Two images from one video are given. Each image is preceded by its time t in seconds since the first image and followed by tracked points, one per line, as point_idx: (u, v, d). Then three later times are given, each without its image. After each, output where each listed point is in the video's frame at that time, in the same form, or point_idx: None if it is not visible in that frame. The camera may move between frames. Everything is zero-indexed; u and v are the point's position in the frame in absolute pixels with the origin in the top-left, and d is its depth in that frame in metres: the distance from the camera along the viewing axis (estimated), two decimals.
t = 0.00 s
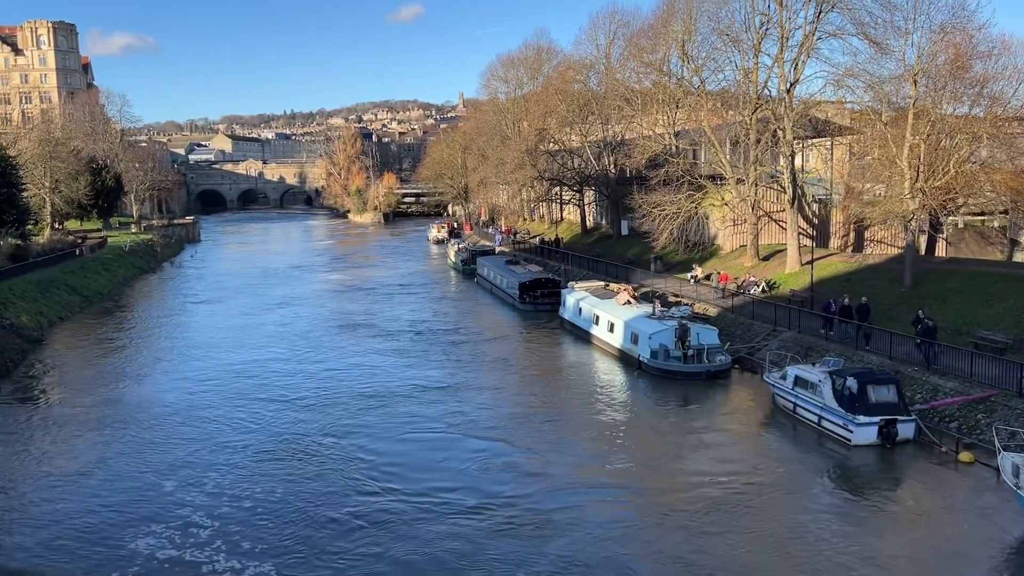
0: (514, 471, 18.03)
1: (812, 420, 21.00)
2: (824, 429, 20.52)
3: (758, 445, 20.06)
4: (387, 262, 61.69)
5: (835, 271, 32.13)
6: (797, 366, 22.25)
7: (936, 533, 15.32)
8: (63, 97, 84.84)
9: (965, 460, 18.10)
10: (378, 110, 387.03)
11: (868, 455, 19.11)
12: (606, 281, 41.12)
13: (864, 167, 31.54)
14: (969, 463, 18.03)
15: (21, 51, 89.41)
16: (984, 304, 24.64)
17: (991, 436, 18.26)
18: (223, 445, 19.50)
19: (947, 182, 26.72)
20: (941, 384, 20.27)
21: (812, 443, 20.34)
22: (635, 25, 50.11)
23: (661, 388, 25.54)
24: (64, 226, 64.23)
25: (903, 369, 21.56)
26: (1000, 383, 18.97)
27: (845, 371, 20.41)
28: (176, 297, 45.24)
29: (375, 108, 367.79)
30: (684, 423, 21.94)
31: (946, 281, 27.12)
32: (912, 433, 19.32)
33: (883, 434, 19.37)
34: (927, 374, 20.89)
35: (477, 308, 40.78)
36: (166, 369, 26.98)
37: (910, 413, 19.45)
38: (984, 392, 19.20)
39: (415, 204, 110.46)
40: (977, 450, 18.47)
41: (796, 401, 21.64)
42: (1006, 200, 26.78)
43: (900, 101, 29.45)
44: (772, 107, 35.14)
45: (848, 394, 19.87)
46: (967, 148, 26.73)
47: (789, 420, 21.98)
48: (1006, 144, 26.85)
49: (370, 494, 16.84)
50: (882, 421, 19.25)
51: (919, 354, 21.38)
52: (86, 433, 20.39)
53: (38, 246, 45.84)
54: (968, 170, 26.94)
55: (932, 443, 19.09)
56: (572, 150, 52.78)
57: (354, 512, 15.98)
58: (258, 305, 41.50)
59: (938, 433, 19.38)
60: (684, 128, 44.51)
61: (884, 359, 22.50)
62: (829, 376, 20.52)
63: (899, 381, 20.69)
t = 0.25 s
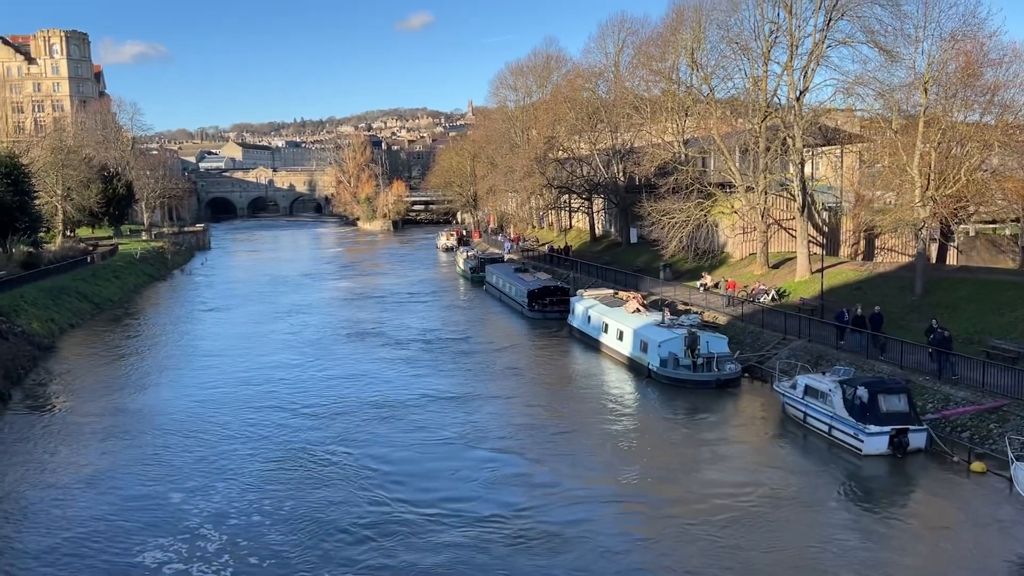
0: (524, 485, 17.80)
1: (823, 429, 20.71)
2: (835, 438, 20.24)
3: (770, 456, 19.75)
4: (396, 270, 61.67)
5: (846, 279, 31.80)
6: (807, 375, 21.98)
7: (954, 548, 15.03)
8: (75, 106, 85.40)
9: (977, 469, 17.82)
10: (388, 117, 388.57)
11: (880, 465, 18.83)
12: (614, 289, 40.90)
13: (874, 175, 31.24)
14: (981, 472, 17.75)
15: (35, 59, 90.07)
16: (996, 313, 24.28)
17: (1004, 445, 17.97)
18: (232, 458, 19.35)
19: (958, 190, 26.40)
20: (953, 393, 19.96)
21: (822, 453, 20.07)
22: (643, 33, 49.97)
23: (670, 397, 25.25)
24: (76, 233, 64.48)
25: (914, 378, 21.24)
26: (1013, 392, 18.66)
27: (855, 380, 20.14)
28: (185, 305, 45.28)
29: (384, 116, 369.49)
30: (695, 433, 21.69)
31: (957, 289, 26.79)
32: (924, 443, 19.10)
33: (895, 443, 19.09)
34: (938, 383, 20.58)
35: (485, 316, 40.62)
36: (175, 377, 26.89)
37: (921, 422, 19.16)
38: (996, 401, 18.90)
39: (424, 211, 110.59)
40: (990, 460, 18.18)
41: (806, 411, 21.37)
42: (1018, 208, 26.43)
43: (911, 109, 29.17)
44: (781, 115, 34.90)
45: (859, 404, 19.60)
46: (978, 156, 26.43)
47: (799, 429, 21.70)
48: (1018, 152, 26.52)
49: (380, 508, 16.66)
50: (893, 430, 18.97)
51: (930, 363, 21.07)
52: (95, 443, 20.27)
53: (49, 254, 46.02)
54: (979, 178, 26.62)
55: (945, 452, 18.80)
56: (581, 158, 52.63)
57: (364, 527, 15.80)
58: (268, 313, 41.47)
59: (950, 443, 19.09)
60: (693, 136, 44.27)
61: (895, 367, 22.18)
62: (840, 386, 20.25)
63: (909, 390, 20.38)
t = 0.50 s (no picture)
0: (534, 496, 17.57)
1: (834, 438, 20.37)
2: (846, 447, 19.92)
3: (782, 466, 19.44)
4: (406, 277, 61.60)
5: (857, 286, 31.42)
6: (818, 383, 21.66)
7: (971, 562, 14.68)
8: (88, 114, 86.02)
9: (990, 479, 17.51)
10: (398, 125, 390.08)
11: (891, 474, 18.52)
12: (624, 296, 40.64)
13: (885, 182, 30.90)
14: (994, 482, 17.43)
15: (49, 68, 90.80)
16: (1009, 321, 23.85)
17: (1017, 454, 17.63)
18: (239, 466, 19.21)
19: (970, 198, 26.02)
20: (966, 402, 19.61)
21: (833, 462, 19.75)
22: (653, 39, 49.79)
23: (681, 405, 24.94)
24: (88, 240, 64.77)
25: (927, 386, 20.87)
26: None
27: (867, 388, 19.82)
28: (196, 311, 45.32)
29: (395, 123, 371.05)
30: (707, 442, 21.38)
31: (970, 297, 26.37)
32: (937, 451, 18.72)
33: (906, 452, 18.76)
34: (950, 391, 20.22)
35: (495, 323, 40.43)
36: (184, 385, 26.80)
37: (934, 431, 18.82)
38: (1010, 410, 18.56)
39: (434, 218, 110.68)
40: (1003, 469, 17.84)
41: (817, 419, 21.05)
42: None
43: (922, 116, 28.85)
44: (792, 122, 34.62)
45: (870, 412, 19.28)
46: (989, 163, 26.08)
47: (811, 438, 21.37)
48: None
49: (389, 519, 16.48)
50: (905, 439, 18.64)
51: (942, 371, 20.71)
52: (105, 451, 20.19)
53: (62, 260, 46.21)
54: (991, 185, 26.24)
55: (957, 461, 18.48)
56: (590, 165, 52.47)
57: (373, 538, 15.62)
58: (278, 320, 41.43)
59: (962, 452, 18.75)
60: (703, 143, 44.01)
61: (907, 376, 21.82)
62: (851, 394, 19.94)
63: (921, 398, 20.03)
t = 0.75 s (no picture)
0: (549, 509, 17.32)
1: (849, 448, 20.01)
2: (862, 458, 19.55)
3: (799, 479, 19.07)
4: (418, 286, 61.51)
5: (872, 295, 30.97)
6: (833, 393, 21.30)
7: None
8: (104, 124, 86.75)
9: (1009, 490, 17.14)
10: (411, 133, 391.90)
11: (908, 486, 18.16)
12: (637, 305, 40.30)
13: (900, 190, 30.51)
14: (1014, 493, 17.06)
15: (66, 78, 91.74)
16: None
17: None
18: (251, 478, 19.05)
19: (987, 206, 25.59)
20: (983, 412, 19.22)
21: (849, 473, 19.38)
22: (666, 48, 49.61)
23: (696, 415, 24.58)
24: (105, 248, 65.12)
25: (944, 396, 20.45)
26: None
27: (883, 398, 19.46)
28: (209, 320, 45.37)
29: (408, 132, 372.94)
30: (723, 453, 21.01)
31: (987, 307, 25.90)
32: (954, 463, 18.28)
33: (923, 463, 18.40)
34: (968, 402, 19.80)
35: (508, 332, 40.19)
36: (197, 395, 26.70)
37: (951, 441, 18.45)
38: None
39: (447, 227, 110.85)
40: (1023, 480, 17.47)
41: (832, 429, 20.68)
42: None
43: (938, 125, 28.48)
44: (807, 130, 34.30)
45: (886, 422, 18.92)
46: (1006, 171, 25.69)
47: (826, 448, 20.99)
48: None
49: (403, 531, 16.29)
50: (922, 450, 18.29)
51: (960, 380, 20.28)
52: (117, 461, 20.05)
53: (79, 268, 46.44)
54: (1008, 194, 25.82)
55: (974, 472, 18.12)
56: (603, 173, 52.29)
57: (388, 551, 15.42)
58: (291, 329, 41.37)
59: (980, 463, 18.37)
60: (717, 152, 43.70)
61: (923, 385, 21.38)
62: (867, 405, 19.59)
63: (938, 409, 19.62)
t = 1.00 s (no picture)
0: (563, 523, 17.10)
1: (866, 458, 19.68)
2: (879, 468, 19.22)
3: (816, 491, 18.73)
4: (432, 294, 61.50)
5: (889, 303, 30.55)
6: (849, 402, 20.97)
7: None
8: (122, 133, 87.66)
9: None
10: (425, 142, 393.42)
11: (925, 497, 17.82)
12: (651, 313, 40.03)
13: (917, 198, 30.12)
14: None
15: (85, 87, 92.90)
16: None
17: None
18: (263, 488, 18.97)
19: (1006, 214, 25.16)
20: (1003, 422, 18.83)
21: (865, 484, 19.05)
22: (681, 56, 49.40)
23: (711, 425, 24.27)
24: (123, 256, 65.62)
25: (962, 406, 20.06)
26: None
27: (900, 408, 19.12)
28: (223, 328, 45.53)
29: (423, 141, 374.41)
30: (738, 463, 20.73)
31: (1006, 315, 25.43)
32: (973, 473, 17.92)
33: (941, 474, 18.05)
34: (986, 411, 19.40)
35: (521, 341, 40.03)
36: (210, 403, 26.70)
37: (970, 452, 18.09)
38: None
39: (461, 235, 110.92)
40: None
41: (848, 439, 20.36)
42: None
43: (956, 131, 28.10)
44: (823, 138, 33.99)
45: (903, 432, 18.59)
46: None
47: (842, 458, 20.66)
48: None
49: (416, 545, 16.12)
50: (940, 460, 17.94)
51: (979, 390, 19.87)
52: (130, 470, 20.05)
53: (96, 275, 46.82)
54: None
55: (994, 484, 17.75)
56: (618, 181, 52.09)
57: (398, 565, 15.23)
58: (305, 337, 41.40)
59: (1000, 474, 17.99)
60: (732, 160, 43.37)
61: (940, 394, 20.99)
62: (884, 414, 19.26)
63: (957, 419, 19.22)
